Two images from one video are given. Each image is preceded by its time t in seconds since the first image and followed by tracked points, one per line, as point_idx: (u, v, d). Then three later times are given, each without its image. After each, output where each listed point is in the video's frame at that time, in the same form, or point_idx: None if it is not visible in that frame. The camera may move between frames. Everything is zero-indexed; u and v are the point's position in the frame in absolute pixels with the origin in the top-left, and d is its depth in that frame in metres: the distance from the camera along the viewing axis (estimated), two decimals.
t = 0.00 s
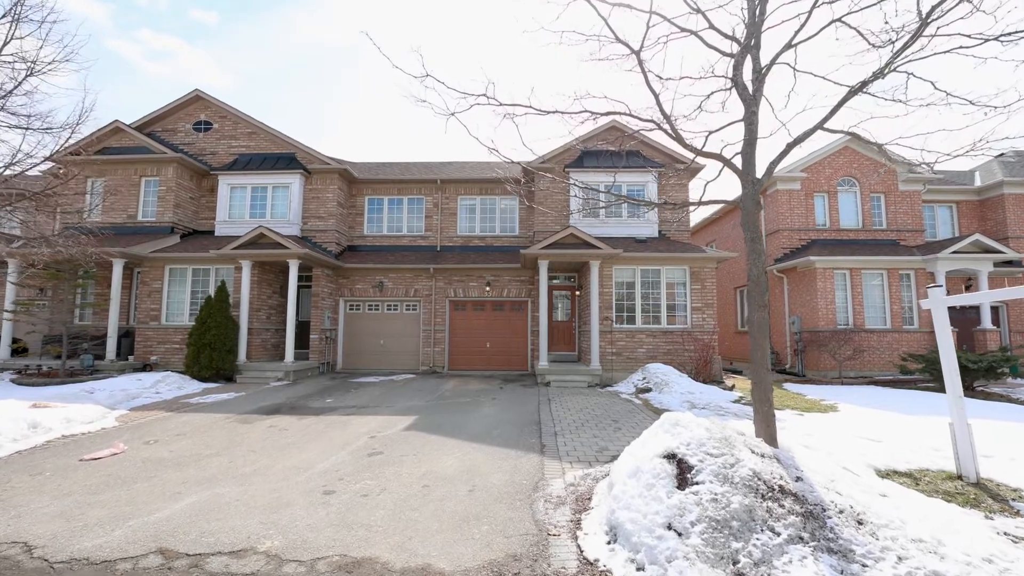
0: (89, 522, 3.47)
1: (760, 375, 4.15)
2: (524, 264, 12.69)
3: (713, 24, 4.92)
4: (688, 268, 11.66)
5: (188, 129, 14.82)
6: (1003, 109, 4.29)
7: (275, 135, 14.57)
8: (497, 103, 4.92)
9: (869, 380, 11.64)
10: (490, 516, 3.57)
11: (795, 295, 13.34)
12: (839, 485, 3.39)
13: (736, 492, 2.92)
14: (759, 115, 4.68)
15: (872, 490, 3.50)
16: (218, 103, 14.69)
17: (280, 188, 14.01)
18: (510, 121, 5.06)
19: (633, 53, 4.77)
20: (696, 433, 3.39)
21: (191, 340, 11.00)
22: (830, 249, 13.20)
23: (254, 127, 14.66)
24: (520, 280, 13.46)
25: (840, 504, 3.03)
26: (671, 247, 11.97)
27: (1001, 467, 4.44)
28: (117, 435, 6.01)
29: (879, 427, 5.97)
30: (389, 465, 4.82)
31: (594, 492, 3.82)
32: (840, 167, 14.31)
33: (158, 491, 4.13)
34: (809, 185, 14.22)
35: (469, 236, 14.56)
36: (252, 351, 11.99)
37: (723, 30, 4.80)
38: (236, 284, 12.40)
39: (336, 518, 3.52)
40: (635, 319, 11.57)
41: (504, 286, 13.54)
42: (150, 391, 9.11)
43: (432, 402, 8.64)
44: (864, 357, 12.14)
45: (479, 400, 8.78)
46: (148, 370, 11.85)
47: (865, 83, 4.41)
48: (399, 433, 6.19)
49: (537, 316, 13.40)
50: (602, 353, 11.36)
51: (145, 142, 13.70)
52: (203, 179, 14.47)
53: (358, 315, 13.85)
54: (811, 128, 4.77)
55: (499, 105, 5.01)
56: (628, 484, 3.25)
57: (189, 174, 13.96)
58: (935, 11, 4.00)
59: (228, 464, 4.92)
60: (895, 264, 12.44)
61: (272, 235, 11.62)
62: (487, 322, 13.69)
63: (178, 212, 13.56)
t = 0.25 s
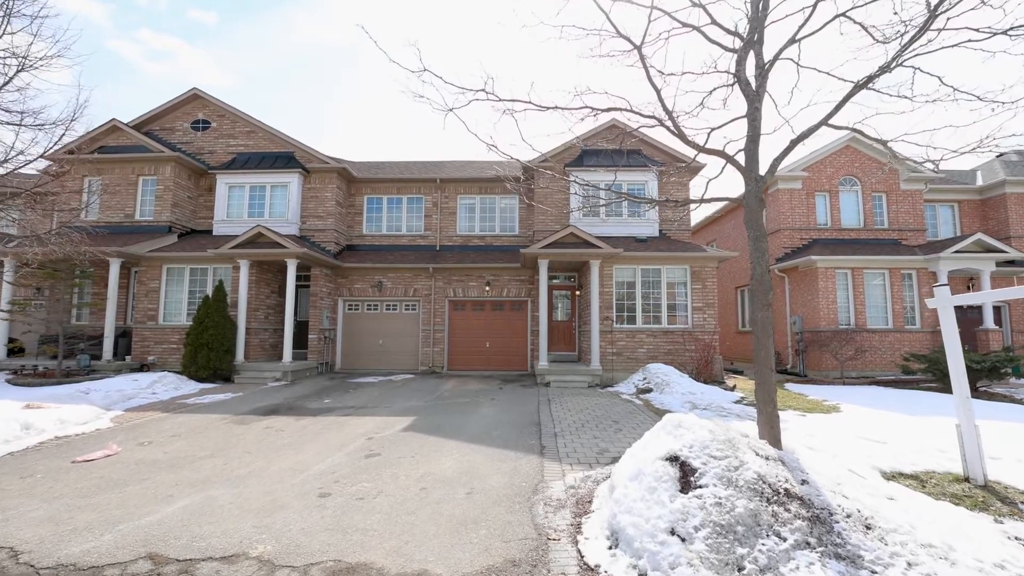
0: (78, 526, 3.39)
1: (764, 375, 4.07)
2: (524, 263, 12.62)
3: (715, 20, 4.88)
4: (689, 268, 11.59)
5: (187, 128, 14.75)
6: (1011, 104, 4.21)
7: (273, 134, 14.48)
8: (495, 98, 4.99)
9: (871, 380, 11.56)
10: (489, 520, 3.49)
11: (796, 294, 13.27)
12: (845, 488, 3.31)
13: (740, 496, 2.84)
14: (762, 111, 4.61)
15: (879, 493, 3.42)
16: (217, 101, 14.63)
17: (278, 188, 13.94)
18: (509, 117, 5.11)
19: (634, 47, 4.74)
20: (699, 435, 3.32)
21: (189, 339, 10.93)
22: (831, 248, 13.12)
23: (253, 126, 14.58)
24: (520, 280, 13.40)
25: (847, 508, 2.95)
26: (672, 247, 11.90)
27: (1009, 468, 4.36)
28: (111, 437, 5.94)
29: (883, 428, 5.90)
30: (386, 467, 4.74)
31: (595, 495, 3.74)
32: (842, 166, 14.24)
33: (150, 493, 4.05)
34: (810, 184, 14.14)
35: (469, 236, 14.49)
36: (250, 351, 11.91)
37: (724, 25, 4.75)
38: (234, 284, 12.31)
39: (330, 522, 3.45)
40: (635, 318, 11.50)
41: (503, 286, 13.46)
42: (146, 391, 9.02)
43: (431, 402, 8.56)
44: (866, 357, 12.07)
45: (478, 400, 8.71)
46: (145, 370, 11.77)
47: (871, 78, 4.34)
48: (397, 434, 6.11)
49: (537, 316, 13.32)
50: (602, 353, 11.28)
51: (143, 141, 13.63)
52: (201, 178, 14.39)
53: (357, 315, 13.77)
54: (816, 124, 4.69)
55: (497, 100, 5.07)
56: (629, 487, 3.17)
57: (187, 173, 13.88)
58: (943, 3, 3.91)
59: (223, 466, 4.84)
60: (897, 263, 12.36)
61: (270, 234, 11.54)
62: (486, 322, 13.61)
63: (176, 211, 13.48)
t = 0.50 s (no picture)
0: (67, 531, 3.32)
1: (768, 377, 3.98)
2: (524, 263, 12.54)
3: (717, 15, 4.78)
4: (689, 268, 11.51)
5: (184, 127, 14.66)
6: (1020, 100, 4.13)
7: (271, 132, 14.40)
8: (495, 94, 4.76)
9: (873, 380, 11.49)
10: (488, 524, 3.41)
11: (798, 293, 13.17)
12: (852, 492, 3.24)
13: (745, 500, 2.77)
14: (765, 108, 4.52)
15: (886, 497, 3.34)
16: (215, 100, 14.54)
17: (277, 187, 13.87)
18: (508, 113, 4.90)
19: (637, 42, 4.64)
20: (703, 437, 3.24)
21: (186, 339, 10.85)
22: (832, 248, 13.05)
23: (251, 125, 14.50)
24: (520, 280, 13.32)
25: (855, 513, 2.88)
26: (672, 246, 11.83)
27: (1017, 470, 4.28)
28: (105, 438, 5.86)
29: (887, 429, 5.82)
30: (383, 469, 4.66)
31: (596, 499, 3.67)
32: (843, 165, 14.17)
33: (142, 497, 3.97)
34: (812, 183, 14.06)
35: (468, 235, 14.41)
36: (248, 351, 11.83)
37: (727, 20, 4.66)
38: (231, 283, 12.23)
39: (325, 526, 3.37)
40: (636, 318, 11.42)
41: (503, 286, 13.38)
42: (143, 392, 8.94)
43: (430, 403, 8.48)
44: (868, 357, 11.99)
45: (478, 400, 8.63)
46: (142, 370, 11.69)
47: (877, 73, 4.25)
48: (395, 436, 6.04)
49: (537, 315, 13.24)
50: (603, 353, 11.20)
51: (140, 140, 13.54)
52: (199, 177, 14.30)
53: (356, 315, 13.70)
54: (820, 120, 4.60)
55: (496, 96, 4.82)
56: (631, 491, 3.09)
57: (184, 172, 13.79)
58: None
59: (217, 468, 4.76)
60: (899, 263, 12.28)
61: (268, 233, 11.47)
62: (486, 322, 13.53)
63: (173, 210, 13.39)
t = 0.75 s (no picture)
0: (55, 536, 3.24)
1: (773, 378, 3.90)
2: (523, 262, 12.47)
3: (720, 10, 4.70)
4: (690, 267, 11.44)
5: (182, 126, 14.57)
6: None
7: (270, 131, 14.32)
8: (495, 91, 4.56)
9: (875, 380, 11.41)
10: (486, 529, 3.33)
11: (799, 293, 13.08)
12: (860, 496, 3.16)
13: (751, 505, 2.69)
14: (769, 104, 4.44)
15: (894, 501, 3.26)
16: (213, 98, 14.46)
17: (275, 186, 13.79)
18: (507, 110, 4.72)
19: (639, 37, 4.53)
20: (707, 440, 3.16)
21: (183, 339, 10.77)
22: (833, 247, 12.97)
23: (250, 124, 14.42)
24: (520, 280, 13.25)
25: (864, 518, 2.80)
26: (673, 245, 11.77)
27: None
28: (99, 440, 5.77)
29: (891, 431, 5.75)
30: (381, 472, 4.59)
31: (597, 503, 3.59)
32: (845, 164, 14.10)
33: (133, 500, 3.89)
34: (813, 182, 13.99)
35: (468, 235, 14.33)
36: (246, 352, 11.76)
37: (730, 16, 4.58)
38: (229, 283, 12.15)
39: (320, 531, 3.30)
40: (636, 318, 11.35)
41: (503, 285, 13.30)
42: (139, 393, 8.86)
43: (429, 403, 8.41)
44: (870, 357, 11.91)
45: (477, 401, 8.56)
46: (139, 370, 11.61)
47: (883, 69, 4.16)
48: (393, 437, 5.95)
49: (537, 315, 13.17)
50: (603, 354, 11.12)
51: (138, 139, 13.48)
52: (197, 176, 14.22)
53: (355, 315, 13.62)
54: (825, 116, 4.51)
55: (496, 93, 4.62)
56: (633, 495, 3.01)
57: (182, 171, 13.71)
58: None
59: (212, 470, 4.68)
60: (900, 262, 12.21)
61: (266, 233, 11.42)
62: (485, 322, 13.45)
63: (171, 210, 13.31)
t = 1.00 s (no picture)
0: (44, 540, 3.16)
1: (777, 378, 3.83)
2: (523, 262, 12.39)
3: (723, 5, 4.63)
4: (691, 267, 11.36)
5: (181, 125, 14.50)
6: None
7: (268, 130, 14.24)
8: (494, 86, 4.58)
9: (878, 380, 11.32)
10: (486, 534, 3.25)
11: (801, 293, 12.99)
12: (868, 500, 3.08)
13: (757, 510, 2.61)
14: (773, 100, 4.36)
15: (904, 505, 3.18)
16: (211, 97, 14.39)
17: (274, 185, 13.72)
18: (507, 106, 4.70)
19: (641, 31, 4.47)
20: (711, 443, 3.08)
21: (180, 339, 10.69)
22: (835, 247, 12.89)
23: (248, 123, 14.35)
24: (520, 279, 13.17)
25: (873, 524, 2.72)
26: (674, 245, 11.70)
27: None
28: (93, 441, 5.70)
29: (897, 432, 5.67)
30: (378, 474, 4.51)
31: (598, 507, 3.51)
32: (847, 163, 14.04)
33: (126, 503, 3.82)
34: (814, 181, 13.92)
35: (467, 234, 14.25)
36: (244, 352, 11.67)
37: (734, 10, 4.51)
38: (227, 283, 12.07)
39: (315, 536, 3.22)
40: (637, 318, 11.27)
41: (503, 285, 13.21)
42: (136, 393, 8.77)
43: (428, 404, 8.33)
44: (873, 357, 11.82)
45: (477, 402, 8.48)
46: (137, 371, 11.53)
47: (890, 63, 4.08)
48: (391, 439, 5.87)
49: (537, 315, 13.09)
50: (603, 354, 11.04)
51: (137, 138, 13.42)
52: (195, 175, 14.14)
53: (354, 314, 13.55)
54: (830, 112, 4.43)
55: (495, 88, 4.63)
56: (636, 499, 2.93)
57: (180, 170, 13.64)
58: None
59: (206, 473, 4.60)
60: (902, 262, 12.13)
61: (264, 233, 11.35)
62: (485, 322, 13.37)
63: (169, 209, 13.23)
